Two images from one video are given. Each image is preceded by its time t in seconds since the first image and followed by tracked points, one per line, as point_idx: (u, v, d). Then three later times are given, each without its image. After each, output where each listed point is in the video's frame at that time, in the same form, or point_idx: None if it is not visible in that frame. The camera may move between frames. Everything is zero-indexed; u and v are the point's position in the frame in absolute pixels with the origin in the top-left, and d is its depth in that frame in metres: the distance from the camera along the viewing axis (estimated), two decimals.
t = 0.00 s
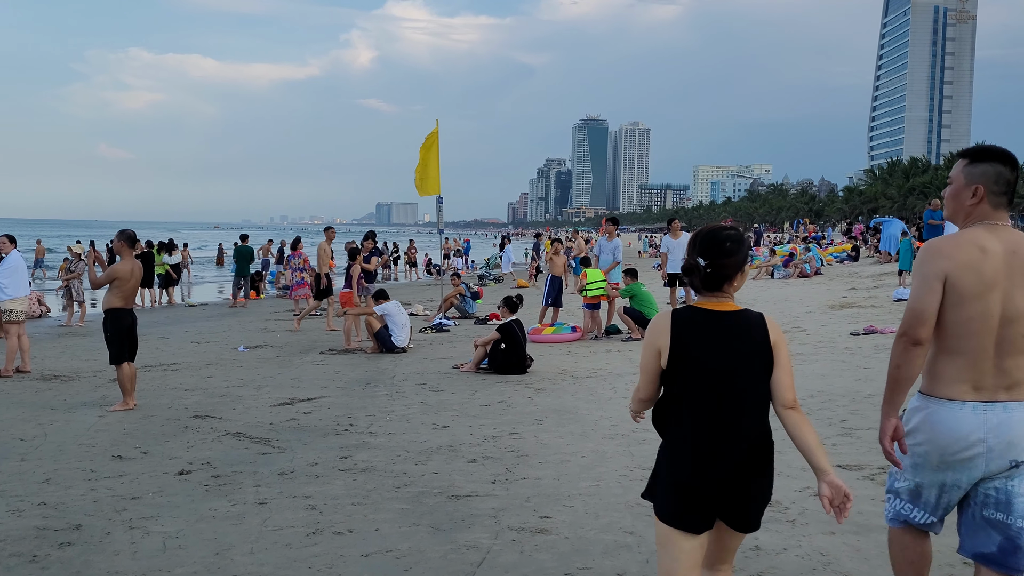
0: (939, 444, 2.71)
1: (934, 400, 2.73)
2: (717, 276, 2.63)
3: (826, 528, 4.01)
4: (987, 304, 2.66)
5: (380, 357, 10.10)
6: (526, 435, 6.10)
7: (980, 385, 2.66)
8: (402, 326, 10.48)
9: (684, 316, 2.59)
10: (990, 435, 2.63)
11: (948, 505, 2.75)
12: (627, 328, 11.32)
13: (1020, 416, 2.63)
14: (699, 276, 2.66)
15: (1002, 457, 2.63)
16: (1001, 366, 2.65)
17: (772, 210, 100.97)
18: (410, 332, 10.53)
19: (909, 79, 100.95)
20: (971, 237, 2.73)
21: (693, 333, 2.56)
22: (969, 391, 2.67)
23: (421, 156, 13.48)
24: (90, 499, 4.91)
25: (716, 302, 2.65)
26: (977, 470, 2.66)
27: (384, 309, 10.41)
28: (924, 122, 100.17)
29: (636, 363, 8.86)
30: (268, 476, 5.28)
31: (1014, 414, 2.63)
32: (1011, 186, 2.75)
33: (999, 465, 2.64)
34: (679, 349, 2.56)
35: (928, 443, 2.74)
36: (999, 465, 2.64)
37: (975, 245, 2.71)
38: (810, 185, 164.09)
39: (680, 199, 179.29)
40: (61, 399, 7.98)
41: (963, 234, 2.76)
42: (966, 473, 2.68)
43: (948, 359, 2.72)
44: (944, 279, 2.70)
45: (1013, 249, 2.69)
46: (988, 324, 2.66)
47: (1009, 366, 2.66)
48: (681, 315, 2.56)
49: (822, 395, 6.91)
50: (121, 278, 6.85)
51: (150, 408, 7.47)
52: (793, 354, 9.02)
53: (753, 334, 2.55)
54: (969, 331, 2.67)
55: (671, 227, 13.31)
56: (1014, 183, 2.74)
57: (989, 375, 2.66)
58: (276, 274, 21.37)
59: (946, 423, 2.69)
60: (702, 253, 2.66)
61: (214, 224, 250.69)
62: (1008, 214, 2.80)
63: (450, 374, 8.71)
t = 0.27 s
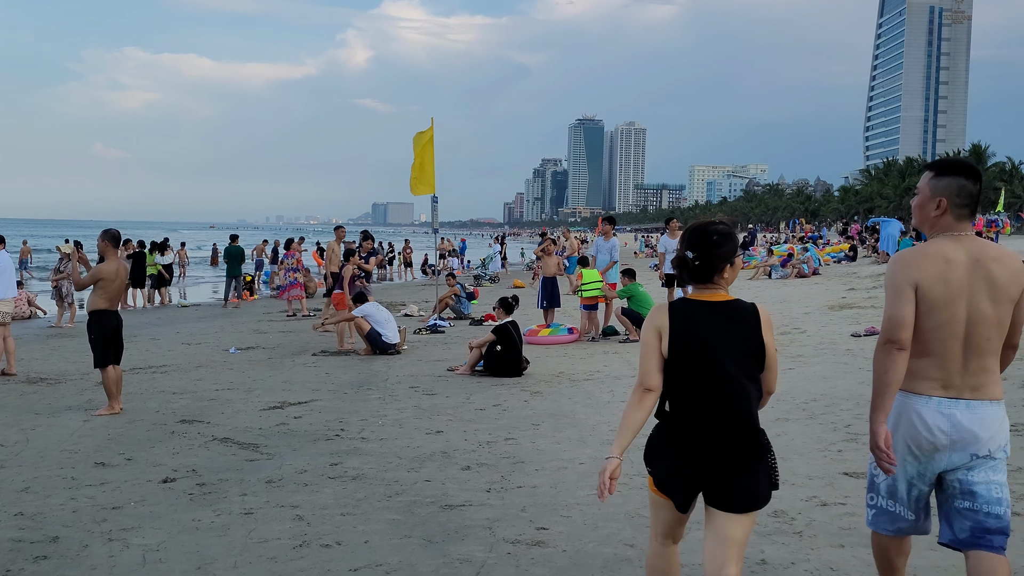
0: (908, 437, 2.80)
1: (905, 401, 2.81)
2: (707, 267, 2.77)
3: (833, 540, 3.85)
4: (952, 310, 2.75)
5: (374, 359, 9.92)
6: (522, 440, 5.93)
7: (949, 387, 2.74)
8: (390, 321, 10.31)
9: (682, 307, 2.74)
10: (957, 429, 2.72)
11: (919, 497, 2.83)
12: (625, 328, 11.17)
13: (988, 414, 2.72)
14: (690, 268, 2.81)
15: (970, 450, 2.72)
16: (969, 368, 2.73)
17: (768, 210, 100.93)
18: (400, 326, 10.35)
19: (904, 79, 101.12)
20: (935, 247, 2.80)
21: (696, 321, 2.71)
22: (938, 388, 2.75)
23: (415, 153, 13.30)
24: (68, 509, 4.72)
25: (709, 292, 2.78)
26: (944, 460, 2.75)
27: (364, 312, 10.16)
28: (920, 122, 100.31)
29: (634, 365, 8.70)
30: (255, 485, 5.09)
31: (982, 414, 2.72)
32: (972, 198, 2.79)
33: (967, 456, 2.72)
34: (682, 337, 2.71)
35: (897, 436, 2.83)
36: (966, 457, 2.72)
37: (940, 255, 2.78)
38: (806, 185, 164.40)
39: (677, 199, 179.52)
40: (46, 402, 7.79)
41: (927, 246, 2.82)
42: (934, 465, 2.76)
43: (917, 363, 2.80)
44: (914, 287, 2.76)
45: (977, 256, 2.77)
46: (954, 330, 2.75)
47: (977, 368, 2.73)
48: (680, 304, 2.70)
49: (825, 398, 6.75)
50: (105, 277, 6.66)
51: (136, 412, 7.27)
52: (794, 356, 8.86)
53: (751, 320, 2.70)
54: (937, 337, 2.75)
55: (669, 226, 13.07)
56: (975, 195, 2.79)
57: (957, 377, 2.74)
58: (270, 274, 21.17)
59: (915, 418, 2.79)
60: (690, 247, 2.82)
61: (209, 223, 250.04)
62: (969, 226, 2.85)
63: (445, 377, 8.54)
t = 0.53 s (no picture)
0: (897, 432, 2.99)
1: (888, 393, 3.04)
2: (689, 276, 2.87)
3: (844, 564, 3.69)
4: (930, 307, 3.01)
5: (368, 367, 9.73)
6: (519, 454, 5.75)
7: (930, 380, 2.97)
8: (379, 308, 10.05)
9: (661, 316, 2.86)
10: (941, 425, 2.95)
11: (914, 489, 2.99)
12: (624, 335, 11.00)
13: (964, 410, 2.97)
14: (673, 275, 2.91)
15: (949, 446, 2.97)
16: (948, 363, 2.98)
17: (766, 213, 100.89)
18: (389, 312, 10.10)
19: (902, 82, 101.16)
20: (917, 247, 3.09)
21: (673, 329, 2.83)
22: (921, 383, 2.99)
23: (410, 157, 13.11)
24: (46, 529, 4.53)
25: (690, 299, 2.91)
26: (929, 454, 2.98)
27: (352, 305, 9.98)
28: (917, 125, 100.34)
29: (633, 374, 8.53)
30: (242, 502, 4.91)
31: (959, 408, 2.97)
32: (954, 203, 3.10)
33: (947, 450, 2.98)
34: (660, 345, 2.83)
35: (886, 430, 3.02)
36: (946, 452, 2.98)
37: (921, 254, 3.06)
38: (803, 187, 164.46)
39: (674, 201, 179.52)
40: (31, 413, 7.60)
41: (911, 244, 3.11)
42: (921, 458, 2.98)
43: (899, 357, 3.04)
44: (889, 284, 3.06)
45: (954, 258, 3.04)
46: (934, 326, 3.00)
47: (954, 363, 2.99)
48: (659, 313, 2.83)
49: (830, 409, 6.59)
50: (88, 286, 6.47)
51: (123, 423, 7.09)
52: (796, 364, 8.70)
53: (723, 326, 2.83)
54: (917, 331, 3.01)
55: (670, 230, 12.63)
56: (960, 199, 3.09)
57: (938, 372, 2.98)
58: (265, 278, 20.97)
59: (904, 413, 2.98)
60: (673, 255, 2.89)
61: (206, 226, 249.64)
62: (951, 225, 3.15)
63: (440, 386, 8.37)
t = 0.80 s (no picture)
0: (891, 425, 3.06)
1: (877, 390, 3.12)
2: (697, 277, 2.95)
3: None
4: (921, 310, 3.07)
5: (364, 370, 9.55)
6: (519, 460, 5.57)
7: (919, 380, 3.04)
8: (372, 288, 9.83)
9: (664, 314, 2.93)
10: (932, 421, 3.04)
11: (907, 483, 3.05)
12: (624, 337, 10.84)
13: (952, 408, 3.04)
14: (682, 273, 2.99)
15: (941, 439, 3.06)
16: (938, 364, 3.04)
17: (765, 214, 100.76)
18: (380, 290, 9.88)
19: (901, 84, 101.15)
20: (913, 251, 3.14)
21: (670, 326, 2.91)
22: (911, 384, 3.05)
23: (408, 156, 12.94)
24: (26, 541, 4.35)
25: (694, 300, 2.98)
26: (923, 447, 3.05)
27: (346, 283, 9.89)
28: (916, 126, 100.33)
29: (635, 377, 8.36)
30: (231, 512, 4.73)
31: (947, 407, 3.04)
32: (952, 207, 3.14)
33: (938, 442, 3.07)
34: (660, 341, 2.91)
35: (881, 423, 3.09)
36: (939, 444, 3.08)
37: (917, 258, 3.12)
38: (802, 189, 164.45)
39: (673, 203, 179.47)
40: (19, 418, 7.42)
41: (908, 248, 3.17)
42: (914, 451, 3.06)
43: (890, 357, 3.11)
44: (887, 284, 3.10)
45: (948, 265, 3.09)
46: (925, 328, 3.06)
47: (944, 365, 3.05)
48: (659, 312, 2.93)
49: (838, 413, 6.42)
50: (75, 288, 6.29)
51: (112, 428, 6.91)
52: (801, 367, 8.53)
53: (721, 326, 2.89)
54: (908, 332, 3.07)
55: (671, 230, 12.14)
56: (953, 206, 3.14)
57: (927, 372, 3.04)
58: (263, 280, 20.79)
59: (897, 409, 3.04)
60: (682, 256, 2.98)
61: (205, 227, 249.44)
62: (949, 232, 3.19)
63: (438, 389, 8.20)
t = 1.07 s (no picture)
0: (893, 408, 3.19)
1: (881, 371, 3.25)
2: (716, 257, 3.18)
3: None
4: (921, 291, 3.20)
5: (361, 371, 9.35)
6: (519, 466, 5.36)
7: (920, 359, 3.15)
8: (366, 273, 9.58)
9: (684, 293, 3.16)
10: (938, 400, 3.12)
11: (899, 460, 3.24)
12: (626, 337, 10.63)
13: (957, 386, 3.13)
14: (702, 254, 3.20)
15: (947, 418, 3.12)
16: (938, 344, 3.15)
17: (765, 215, 100.55)
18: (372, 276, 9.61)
19: (902, 84, 100.95)
20: (914, 235, 3.27)
21: (694, 302, 3.12)
22: (911, 363, 3.17)
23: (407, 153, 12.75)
24: (1, 551, 4.14)
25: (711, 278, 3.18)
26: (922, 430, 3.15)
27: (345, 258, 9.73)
28: (917, 127, 100.12)
29: (638, 379, 8.15)
30: (218, 520, 4.52)
31: (951, 384, 3.13)
32: (954, 196, 3.22)
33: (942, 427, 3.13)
34: (682, 318, 3.13)
35: (884, 408, 3.23)
36: (948, 425, 3.12)
37: (917, 243, 3.24)
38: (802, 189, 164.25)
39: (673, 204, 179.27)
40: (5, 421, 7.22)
41: (909, 233, 3.30)
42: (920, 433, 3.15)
43: (892, 337, 3.23)
44: (886, 269, 3.25)
45: (948, 247, 3.20)
46: (925, 309, 3.17)
47: (945, 345, 3.15)
48: (682, 290, 3.14)
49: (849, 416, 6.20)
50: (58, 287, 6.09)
51: (100, 432, 6.71)
52: (808, 368, 8.32)
53: (742, 304, 3.12)
54: (909, 314, 3.19)
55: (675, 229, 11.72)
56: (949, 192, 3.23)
57: (928, 351, 3.16)
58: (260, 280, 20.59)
59: (900, 389, 3.17)
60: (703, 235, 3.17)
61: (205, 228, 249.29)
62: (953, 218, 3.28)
63: (436, 391, 7.99)
